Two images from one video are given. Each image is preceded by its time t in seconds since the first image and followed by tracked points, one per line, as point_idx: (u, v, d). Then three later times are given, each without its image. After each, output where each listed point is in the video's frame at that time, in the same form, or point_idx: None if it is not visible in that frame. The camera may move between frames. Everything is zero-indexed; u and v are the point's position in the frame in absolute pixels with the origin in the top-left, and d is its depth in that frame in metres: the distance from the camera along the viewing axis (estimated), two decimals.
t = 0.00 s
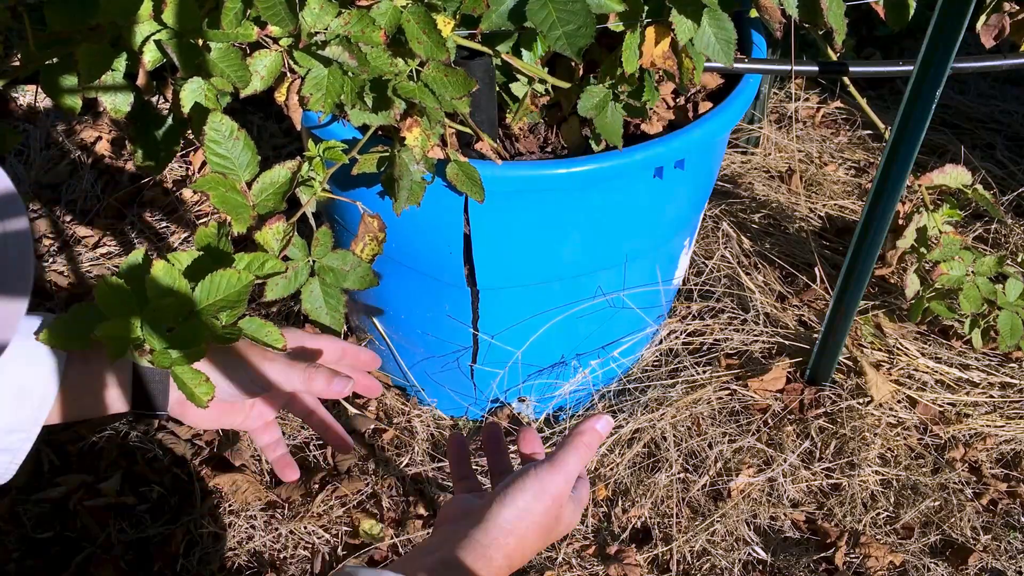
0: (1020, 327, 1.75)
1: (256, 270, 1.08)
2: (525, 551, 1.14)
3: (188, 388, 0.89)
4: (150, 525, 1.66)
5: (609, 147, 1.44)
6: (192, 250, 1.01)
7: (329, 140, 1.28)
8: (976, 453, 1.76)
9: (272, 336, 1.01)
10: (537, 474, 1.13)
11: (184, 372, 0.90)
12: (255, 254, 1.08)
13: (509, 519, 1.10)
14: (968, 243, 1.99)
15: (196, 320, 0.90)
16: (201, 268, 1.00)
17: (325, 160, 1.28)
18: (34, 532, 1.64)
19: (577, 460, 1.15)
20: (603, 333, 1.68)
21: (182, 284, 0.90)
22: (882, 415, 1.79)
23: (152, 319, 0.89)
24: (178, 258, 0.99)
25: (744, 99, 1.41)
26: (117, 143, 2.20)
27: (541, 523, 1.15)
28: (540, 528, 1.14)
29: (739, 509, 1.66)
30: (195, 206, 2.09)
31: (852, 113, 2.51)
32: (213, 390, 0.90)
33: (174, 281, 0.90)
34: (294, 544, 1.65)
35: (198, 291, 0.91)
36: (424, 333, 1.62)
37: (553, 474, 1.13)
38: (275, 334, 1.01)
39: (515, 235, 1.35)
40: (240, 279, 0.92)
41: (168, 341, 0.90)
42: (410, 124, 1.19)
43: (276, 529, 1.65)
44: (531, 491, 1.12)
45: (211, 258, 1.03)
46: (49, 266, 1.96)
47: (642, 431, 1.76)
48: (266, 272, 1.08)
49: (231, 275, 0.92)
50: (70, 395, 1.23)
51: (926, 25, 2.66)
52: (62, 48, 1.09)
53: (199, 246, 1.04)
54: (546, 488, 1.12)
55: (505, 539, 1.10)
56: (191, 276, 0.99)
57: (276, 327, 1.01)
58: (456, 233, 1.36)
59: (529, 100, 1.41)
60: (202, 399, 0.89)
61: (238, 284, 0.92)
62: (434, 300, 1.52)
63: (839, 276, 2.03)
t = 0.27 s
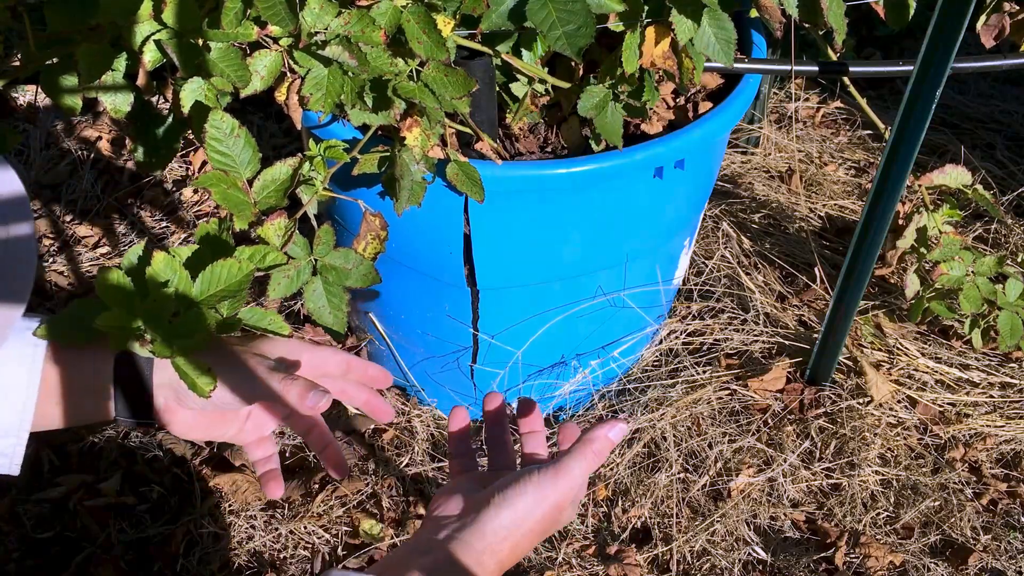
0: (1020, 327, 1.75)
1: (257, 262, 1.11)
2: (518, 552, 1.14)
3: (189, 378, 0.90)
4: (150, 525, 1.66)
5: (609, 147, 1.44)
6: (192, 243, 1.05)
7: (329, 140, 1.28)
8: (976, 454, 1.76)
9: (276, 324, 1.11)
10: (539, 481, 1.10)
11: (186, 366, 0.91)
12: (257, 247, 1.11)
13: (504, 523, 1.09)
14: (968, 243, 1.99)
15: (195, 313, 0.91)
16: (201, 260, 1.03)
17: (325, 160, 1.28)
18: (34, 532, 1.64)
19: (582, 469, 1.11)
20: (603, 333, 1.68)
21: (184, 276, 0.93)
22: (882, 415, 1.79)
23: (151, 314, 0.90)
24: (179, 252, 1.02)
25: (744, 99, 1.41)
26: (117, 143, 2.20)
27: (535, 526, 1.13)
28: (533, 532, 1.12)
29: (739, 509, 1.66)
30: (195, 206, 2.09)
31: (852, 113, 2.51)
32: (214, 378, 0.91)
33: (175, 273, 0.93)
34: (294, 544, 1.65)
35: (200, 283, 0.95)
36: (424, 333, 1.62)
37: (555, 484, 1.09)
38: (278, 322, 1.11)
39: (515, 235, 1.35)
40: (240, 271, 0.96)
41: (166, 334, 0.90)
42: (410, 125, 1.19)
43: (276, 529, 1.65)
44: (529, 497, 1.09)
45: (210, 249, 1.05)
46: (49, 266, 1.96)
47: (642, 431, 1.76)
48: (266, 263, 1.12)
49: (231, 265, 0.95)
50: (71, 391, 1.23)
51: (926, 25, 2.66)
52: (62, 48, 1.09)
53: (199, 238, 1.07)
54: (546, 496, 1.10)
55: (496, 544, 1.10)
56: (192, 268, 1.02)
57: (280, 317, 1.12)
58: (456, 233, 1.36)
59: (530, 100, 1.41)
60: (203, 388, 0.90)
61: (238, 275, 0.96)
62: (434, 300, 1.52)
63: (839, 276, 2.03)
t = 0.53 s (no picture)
0: (1020, 327, 1.75)
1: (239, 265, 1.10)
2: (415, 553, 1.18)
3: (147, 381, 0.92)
4: (150, 525, 1.66)
5: (609, 147, 1.44)
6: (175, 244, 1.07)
7: (328, 140, 1.28)
8: (975, 453, 1.76)
9: (253, 331, 1.13)
10: (430, 491, 1.14)
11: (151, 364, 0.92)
12: (239, 250, 1.09)
13: (394, 535, 1.15)
14: (968, 243, 1.99)
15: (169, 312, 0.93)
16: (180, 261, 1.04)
17: (322, 159, 1.28)
18: (34, 531, 1.64)
19: (473, 474, 1.12)
20: (603, 333, 1.68)
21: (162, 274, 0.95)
22: (882, 415, 1.79)
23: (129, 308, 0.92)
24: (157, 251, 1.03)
25: (744, 99, 1.41)
26: (117, 143, 2.20)
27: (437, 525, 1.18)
28: (430, 535, 1.17)
29: (739, 509, 1.66)
30: (195, 206, 2.09)
31: (852, 113, 2.51)
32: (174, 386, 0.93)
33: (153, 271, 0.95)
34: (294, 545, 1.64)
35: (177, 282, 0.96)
36: (424, 333, 1.62)
37: (450, 491, 1.13)
38: (256, 329, 1.14)
39: (515, 235, 1.35)
40: (217, 274, 0.98)
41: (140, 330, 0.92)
42: (409, 124, 1.18)
43: (276, 529, 1.65)
44: (425, 504, 1.14)
45: (189, 251, 1.06)
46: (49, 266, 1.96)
47: (642, 431, 1.76)
48: (247, 267, 1.11)
49: (208, 269, 0.98)
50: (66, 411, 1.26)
51: (926, 25, 2.66)
52: (62, 47, 1.09)
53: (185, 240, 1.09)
54: (439, 501, 1.14)
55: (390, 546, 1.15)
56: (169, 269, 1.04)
57: (259, 324, 1.14)
58: (456, 233, 1.36)
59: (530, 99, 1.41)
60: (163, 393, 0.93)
61: (214, 278, 0.98)
62: (434, 300, 1.52)
63: (839, 276, 2.03)
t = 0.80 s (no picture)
0: (1020, 327, 1.75)
1: (263, 280, 1.14)
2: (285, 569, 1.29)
3: (202, 402, 1.10)
4: (150, 525, 1.66)
5: (609, 147, 1.44)
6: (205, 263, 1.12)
7: (329, 140, 1.28)
8: (976, 454, 1.76)
9: (279, 345, 1.20)
10: (280, 528, 1.25)
11: (199, 390, 1.10)
12: (264, 265, 1.14)
13: (248, 569, 1.23)
14: (968, 243, 1.99)
15: (209, 341, 1.05)
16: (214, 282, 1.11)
17: (326, 161, 1.28)
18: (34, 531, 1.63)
19: (324, 512, 1.27)
20: (603, 333, 1.68)
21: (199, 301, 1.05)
22: (882, 415, 1.79)
23: (171, 335, 1.04)
24: (190, 270, 1.10)
25: (744, 99, 1.41)
26: (117, 143, 2.20)
27: (283, 566, 1.28)
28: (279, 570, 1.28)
29: (739, 508, 1.66)
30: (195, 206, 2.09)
31: (852, 113, 2.51)
32: (224, 405, 1.11)
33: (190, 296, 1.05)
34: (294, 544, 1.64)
35: (214, 307, 1.06)
36: (424, 333, 1.62)
37: (310, 520, 1.25)
38: (281, 342, 1.20)
39: (515, 236, 1.35)
40: (253, 296, 1.07)
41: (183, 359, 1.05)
42: (409, 125, 1.19)
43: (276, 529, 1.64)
44: (273, 544, 1.25)
45: (221, 270, 1.12)
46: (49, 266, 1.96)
47: (642, 431, 1.76)
48: (274, 283, 1.14)
49: (243, 292, 1.07)
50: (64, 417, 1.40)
51: (926, 25, 2.66)
52: (62, 47, 1.09)
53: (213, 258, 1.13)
54: (287, 540, 1.25)
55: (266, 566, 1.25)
56: (203, 288, 1.11)
57: (285, 338, 1.21)
58: (456, 233, 1.36)
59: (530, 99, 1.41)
60: (213, 411, 1.10)
61: (250, 300, 1.07)
62: (434, 300, 1.52)
63: (839, 276, 2.03)
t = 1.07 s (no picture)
0: (1020, 327, 1.75)
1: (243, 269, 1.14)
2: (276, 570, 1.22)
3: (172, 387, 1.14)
4: (150, 525, 1.66)
5: (609, 147, 1.44)
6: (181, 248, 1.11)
7: (328, 140, 1.28)
8: (976, 454, 1.76)
9: (260, 336, 1.21)
10: (259, 537, 1.19)
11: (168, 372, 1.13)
12: (244, 254, 1.14)
13: None
14: (968, 243, 1.99)
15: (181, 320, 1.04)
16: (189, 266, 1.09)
17: (323, 160, 1.28)
18: (34, 532, 1.64)
19: (301, 519, 1.18)
20: (603, 333, 1.68)
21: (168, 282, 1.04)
22: (882, 415, 1.79)
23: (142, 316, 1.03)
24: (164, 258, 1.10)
25: (745, 99, 1.41)
26: (117, 143, 2.20)
27: None
28: None
29: (739, 509, 1.66)
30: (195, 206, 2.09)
31: (851, 113, 2.51)
32: (192, 391, 1.16)
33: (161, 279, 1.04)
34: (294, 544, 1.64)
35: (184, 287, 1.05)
36: (424, 333, 1.62)
37: (286, 523, 1.18)
38: (263, 333, 1.21)
39: (515, 236, 1.35)
40: (223, 279, 1.07)
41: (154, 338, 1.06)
42: (410, 124, 1.19)
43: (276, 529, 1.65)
44: (252, 552, 1.18)
45: (197, 255, 1.10)
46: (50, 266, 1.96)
47: (642, 431, 1.76)
48: (253, 270, 1.15)
49: (214, 274, 1.06)
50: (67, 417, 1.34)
51: (926, 25, 2.66)
52: (61, 47, 1.09)
53: (189, 245, 1.11)
54: (267, 549, 1.18)
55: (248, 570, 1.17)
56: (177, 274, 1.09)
57: (266, 329, 1.22)
58: (456, 233, 1.36)
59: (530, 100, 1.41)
60: (182, 396, 1.15)
61: (221, 283, 1.07)
62: (434, 300, 1.52)
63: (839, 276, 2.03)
